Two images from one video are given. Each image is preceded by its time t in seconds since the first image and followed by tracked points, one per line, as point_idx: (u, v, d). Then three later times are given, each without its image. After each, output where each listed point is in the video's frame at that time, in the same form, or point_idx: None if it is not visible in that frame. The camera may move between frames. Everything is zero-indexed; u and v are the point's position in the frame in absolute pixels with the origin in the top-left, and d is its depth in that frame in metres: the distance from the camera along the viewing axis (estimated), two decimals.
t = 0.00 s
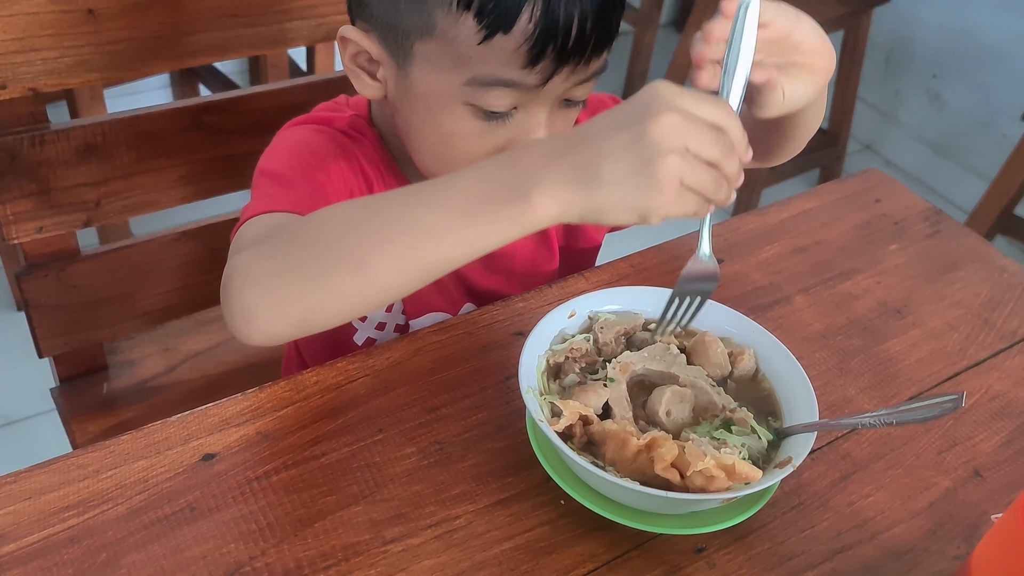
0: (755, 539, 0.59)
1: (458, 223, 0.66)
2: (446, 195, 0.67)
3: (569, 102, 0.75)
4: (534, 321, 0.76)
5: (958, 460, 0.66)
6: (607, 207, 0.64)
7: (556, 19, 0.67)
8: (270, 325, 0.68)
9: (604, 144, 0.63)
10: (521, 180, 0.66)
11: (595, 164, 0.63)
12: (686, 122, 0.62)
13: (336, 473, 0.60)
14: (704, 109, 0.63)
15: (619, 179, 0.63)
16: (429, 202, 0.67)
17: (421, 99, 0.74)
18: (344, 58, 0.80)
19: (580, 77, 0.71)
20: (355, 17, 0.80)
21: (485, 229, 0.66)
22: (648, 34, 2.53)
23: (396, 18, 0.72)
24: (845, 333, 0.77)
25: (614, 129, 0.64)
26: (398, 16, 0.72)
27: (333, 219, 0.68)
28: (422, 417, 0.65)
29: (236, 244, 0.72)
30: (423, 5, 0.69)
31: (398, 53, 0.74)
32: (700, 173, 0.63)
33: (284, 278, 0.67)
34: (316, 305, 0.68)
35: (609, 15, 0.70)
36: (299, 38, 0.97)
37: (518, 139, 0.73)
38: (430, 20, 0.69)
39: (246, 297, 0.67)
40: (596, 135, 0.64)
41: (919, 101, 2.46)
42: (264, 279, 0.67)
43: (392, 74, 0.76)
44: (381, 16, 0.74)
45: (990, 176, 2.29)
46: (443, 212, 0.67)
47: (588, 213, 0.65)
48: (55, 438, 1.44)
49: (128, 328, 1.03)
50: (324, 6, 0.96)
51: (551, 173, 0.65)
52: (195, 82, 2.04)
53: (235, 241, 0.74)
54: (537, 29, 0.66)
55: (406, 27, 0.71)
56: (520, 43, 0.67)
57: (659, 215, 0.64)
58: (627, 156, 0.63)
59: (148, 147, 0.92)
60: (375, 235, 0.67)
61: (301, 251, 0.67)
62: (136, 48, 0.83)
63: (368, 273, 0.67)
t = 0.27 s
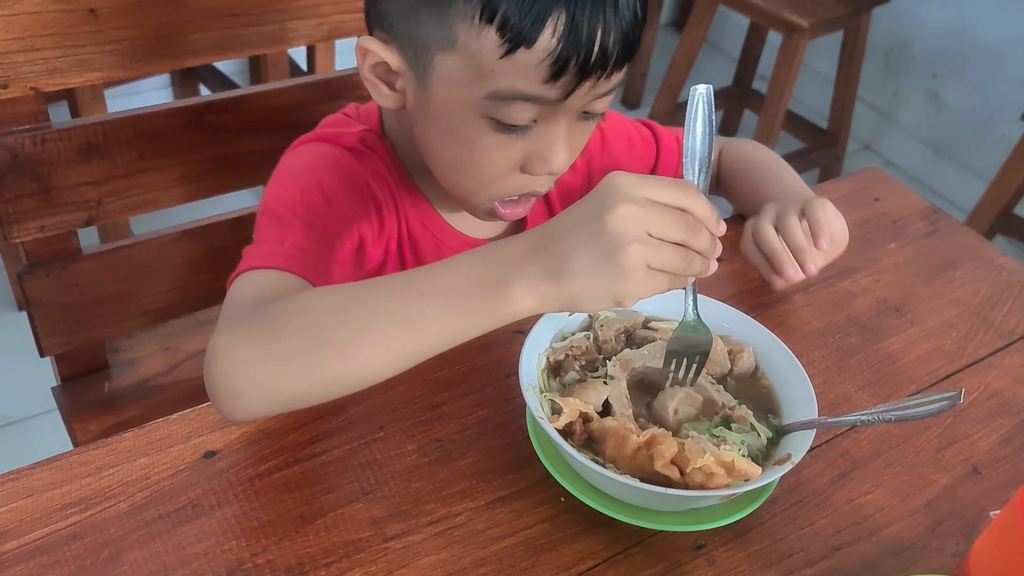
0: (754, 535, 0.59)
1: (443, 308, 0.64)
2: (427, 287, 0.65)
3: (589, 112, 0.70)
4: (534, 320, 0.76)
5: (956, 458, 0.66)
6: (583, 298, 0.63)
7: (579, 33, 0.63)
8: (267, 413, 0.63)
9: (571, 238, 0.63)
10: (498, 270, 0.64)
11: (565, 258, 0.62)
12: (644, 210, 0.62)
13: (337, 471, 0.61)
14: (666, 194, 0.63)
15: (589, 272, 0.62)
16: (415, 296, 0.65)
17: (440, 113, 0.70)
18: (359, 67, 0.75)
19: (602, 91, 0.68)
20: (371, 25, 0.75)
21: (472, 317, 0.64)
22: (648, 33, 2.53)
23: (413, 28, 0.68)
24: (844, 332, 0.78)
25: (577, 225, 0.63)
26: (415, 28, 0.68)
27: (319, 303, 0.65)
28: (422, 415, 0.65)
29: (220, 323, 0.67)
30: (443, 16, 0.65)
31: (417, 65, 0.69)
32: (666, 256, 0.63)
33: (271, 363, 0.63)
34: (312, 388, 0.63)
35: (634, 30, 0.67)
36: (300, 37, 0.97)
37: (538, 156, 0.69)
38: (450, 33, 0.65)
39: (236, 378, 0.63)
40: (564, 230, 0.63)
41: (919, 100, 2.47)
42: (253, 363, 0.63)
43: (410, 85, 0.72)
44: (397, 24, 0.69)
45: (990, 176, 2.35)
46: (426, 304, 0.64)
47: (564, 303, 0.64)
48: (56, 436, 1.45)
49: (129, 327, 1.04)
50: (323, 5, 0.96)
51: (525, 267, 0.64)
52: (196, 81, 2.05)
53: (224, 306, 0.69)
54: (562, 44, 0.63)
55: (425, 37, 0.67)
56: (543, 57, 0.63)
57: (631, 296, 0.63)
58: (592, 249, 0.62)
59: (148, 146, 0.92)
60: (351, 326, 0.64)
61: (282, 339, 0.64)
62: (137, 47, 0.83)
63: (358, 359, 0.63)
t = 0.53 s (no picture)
0: (757, 538, 0.59)
1: (439, 328, 0.65)
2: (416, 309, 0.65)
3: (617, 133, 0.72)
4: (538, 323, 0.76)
5: (959, 461, 0.66)
6: (570, 300, 0.63)
7: (623, 52, 0.65)
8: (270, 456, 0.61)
9: (553, 241, 0.62)
10: (485, 285, 0.65)
11: (549, 263, 0.62)
12: (624, 206, 0.61)
13: (342, 475, 0.61)
14: (642, 193, 0.62)
15: (572, 273, 0.62)
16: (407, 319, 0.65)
17: (472, 120, 0.71)
18: (392, 71, 0.75)
19: (635, 111, 0.69)
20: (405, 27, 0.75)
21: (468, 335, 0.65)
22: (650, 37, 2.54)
23: (455, 35, 0.68)
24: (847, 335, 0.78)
25: (558, 229, 0.62)
26: (457, 35, 0.68)
27: (320, 333, 0.66)
28: (426, 418, 0.66)
29: (227, 362, 0.68)
30: (488, 23, 0.65)
31: (455, 70, 0.70)
32: (649, 253, 0.63)
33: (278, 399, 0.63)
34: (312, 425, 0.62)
35: (673, 53, 0.69)
36: (305, 43, 0.96)
37: (568, 168, 0.70)
38: (494, 41, 0.65)
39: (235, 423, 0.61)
40: (545, 234, 0.63)
41: (923, 104, 2.47)
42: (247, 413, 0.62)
43: (443, 90, 0.72)
44: (438, 31, 0.70)
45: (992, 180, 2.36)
46: (422, 325, 0.65)
47: (554, 309, 0.64)
48: (60, 438, 1.45)
49: (133, 331, 1.04)
50: (328, 10, 0.96)
51: (511, 276, 0.64)
52: (199, 86, 2.06)
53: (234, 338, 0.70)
54: (605, 61, 0.64)
55: (467, 44, 0.67)
56: (586, 72, 0.64)
57: (617, 294, 0.63)
58: (574, 249, 0.62)
59: (153, 151, 0.92)
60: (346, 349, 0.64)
61: (282, 373, 0.64)
62: (142, 53, 0.83)
63: (359, 387, 0.63)
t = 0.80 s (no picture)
0: (761, 538, 0.59)
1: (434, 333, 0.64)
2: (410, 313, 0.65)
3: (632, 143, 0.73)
4: (541, 323, 0.76)
5: (962, 460, 0.67)
6: (562, 288, 0.63)
7: (648, 62, 0.66)
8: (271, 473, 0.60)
9: (540, 232, 0.63)
10: (476, 285, 0.65)
11: (538, 254, 0.63)
12: (604, 188, 0.61)
13: (346, 473, 0.61)
14: (621, 178, 0.62)
15: (561, 259, 0.62)
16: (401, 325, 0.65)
17: (491, 126, 0.71)
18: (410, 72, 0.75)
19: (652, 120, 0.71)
20: (423, 30, 0.75)
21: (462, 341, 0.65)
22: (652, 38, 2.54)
23: (480, 39, 0.68)
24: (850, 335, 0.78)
25: (543, 218, 0.63)
26: (481, 39, 0.68)
27: (319, 343, 0.65)
28: (429, 417, 0.66)
29: (229, 379, 0.67)
30: (515, 27, 0.66)
31: (476, 75, 0.70)
32: (634, 235, 0.62)
33: (281, 413, 0.63)
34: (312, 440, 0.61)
35: (693, 64, 0.71)
36: (308, 43, 0.96)
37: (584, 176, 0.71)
38: (519, 47, 0.66)
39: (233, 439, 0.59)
40: (532, 226, 0.64)
41: (924, 105, 2.47)
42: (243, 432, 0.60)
43: (462, 95, 0.72)
44: (462, 35, 0.70)
45: (995, 180, 2.34)
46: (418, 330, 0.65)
47: (547, 301, 0.65)
48: (64, 438, 1.45)
49: (136, 330, 1.04)
50: (331, 10, 0.96)
51: (501, 269, 0.64)
52: (202, 86, 2.06)
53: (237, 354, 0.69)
54: (630, 70, 0.66)
55: (491, 49, 0.68)
56: (612, 81, 0.65)
57: (608, 278, 0.63)
58: (560, 236, 0.62)
59: (157, 151, 0.92)
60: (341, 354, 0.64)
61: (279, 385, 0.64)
62: (146, 52, 0.83)
63: (357, 393, 0.63)
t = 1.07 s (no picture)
0: (765, 539, 0.59)
1: (435, 341, 0.64)
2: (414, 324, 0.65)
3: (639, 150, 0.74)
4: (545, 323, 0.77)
5: (966, 462, 0.67)
6: (566, 297, 0.63)
7: (658, 70, 0.66)
8: (271, 482, 0.59)
9: (541, 244, 0.63)
10: (480, 296, 0.65)
11: (541, 263, 0.63)
12: (602, 200, 0.62)
13: (350, 474, 0.61)
14: (619, 190, 0.63)
15: (563, 270, 0.62)
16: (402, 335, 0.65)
17: (499, 130, 0.71)
18: (419, 76, 0.76)
19: (660, 127, 0.72)
20: (433, 32, 0.76)
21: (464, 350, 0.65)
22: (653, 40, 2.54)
23: (489, 43, 0.68)
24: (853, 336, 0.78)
25: (544, 231, 0.63)
26: (491, 44, 0.68)
27: (320, 349, 0.65)
28: (434, 417, 0.66)
29: (231, 384, 0.67)
30: (525, 33, 0.66)
31: (485, 80, 0.70)
32: (635, 245, 0.62)
33: (283, 418, 0.62)
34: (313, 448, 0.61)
35: (704, 71, 0.71)
36: (312, 44, 0.96)
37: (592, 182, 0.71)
38: (530, 52, 0.66)
39: (233, 446, 0.59)
40: (534, 238, 0.64)
41: (925, 107, 2.48)
42: (245, 437, 0.60)
43: (470, 99, 0.73)
44: (471, 40, 0.70)
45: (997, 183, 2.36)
46: (420, 335, 0.65)
47: (550, 312, 0.65)
48: (66, 438, 1.46)
49: (140, 330, 1.04)
50: (335, 11, 0.96)
51: (504, 282, 0.65)
52: (204, 87, 2.07)
53: (240, 359, 0.69)
54: (640, 78, 0.66)
55: (501, 54, 0.68)
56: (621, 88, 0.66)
57: (611, 287, 0.63)
58: (561, 247, 0.62)
59: (161, 151, 0.92)
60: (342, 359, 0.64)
61: (280, 391, 0.63)
62: (151, 53, 0.83)
63: (360, 399, 0.63)
